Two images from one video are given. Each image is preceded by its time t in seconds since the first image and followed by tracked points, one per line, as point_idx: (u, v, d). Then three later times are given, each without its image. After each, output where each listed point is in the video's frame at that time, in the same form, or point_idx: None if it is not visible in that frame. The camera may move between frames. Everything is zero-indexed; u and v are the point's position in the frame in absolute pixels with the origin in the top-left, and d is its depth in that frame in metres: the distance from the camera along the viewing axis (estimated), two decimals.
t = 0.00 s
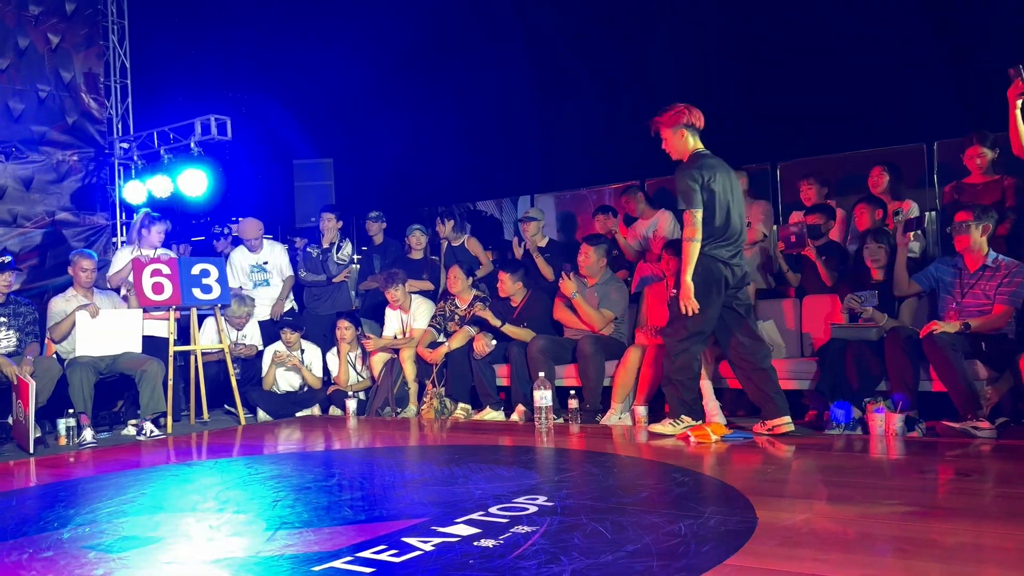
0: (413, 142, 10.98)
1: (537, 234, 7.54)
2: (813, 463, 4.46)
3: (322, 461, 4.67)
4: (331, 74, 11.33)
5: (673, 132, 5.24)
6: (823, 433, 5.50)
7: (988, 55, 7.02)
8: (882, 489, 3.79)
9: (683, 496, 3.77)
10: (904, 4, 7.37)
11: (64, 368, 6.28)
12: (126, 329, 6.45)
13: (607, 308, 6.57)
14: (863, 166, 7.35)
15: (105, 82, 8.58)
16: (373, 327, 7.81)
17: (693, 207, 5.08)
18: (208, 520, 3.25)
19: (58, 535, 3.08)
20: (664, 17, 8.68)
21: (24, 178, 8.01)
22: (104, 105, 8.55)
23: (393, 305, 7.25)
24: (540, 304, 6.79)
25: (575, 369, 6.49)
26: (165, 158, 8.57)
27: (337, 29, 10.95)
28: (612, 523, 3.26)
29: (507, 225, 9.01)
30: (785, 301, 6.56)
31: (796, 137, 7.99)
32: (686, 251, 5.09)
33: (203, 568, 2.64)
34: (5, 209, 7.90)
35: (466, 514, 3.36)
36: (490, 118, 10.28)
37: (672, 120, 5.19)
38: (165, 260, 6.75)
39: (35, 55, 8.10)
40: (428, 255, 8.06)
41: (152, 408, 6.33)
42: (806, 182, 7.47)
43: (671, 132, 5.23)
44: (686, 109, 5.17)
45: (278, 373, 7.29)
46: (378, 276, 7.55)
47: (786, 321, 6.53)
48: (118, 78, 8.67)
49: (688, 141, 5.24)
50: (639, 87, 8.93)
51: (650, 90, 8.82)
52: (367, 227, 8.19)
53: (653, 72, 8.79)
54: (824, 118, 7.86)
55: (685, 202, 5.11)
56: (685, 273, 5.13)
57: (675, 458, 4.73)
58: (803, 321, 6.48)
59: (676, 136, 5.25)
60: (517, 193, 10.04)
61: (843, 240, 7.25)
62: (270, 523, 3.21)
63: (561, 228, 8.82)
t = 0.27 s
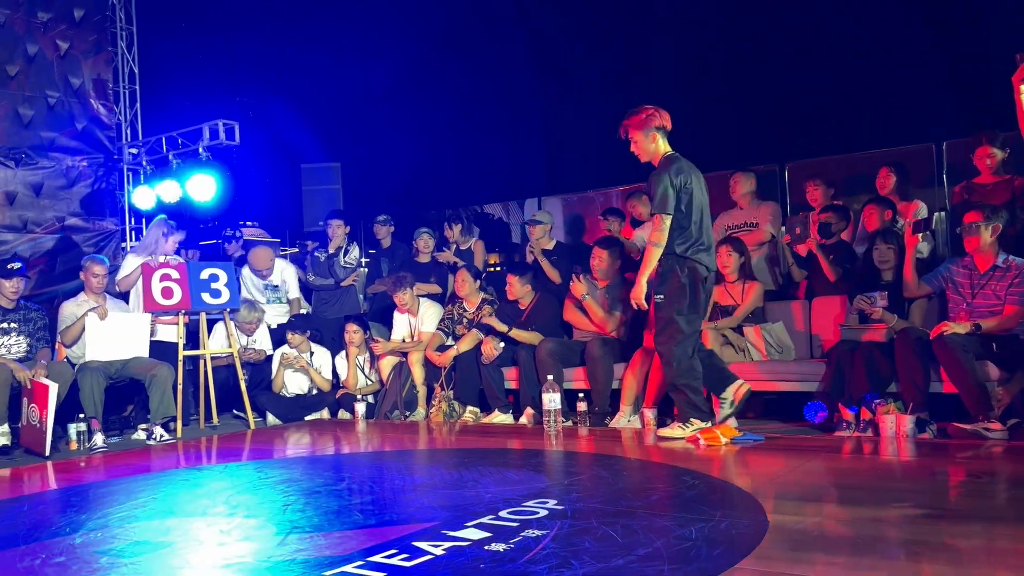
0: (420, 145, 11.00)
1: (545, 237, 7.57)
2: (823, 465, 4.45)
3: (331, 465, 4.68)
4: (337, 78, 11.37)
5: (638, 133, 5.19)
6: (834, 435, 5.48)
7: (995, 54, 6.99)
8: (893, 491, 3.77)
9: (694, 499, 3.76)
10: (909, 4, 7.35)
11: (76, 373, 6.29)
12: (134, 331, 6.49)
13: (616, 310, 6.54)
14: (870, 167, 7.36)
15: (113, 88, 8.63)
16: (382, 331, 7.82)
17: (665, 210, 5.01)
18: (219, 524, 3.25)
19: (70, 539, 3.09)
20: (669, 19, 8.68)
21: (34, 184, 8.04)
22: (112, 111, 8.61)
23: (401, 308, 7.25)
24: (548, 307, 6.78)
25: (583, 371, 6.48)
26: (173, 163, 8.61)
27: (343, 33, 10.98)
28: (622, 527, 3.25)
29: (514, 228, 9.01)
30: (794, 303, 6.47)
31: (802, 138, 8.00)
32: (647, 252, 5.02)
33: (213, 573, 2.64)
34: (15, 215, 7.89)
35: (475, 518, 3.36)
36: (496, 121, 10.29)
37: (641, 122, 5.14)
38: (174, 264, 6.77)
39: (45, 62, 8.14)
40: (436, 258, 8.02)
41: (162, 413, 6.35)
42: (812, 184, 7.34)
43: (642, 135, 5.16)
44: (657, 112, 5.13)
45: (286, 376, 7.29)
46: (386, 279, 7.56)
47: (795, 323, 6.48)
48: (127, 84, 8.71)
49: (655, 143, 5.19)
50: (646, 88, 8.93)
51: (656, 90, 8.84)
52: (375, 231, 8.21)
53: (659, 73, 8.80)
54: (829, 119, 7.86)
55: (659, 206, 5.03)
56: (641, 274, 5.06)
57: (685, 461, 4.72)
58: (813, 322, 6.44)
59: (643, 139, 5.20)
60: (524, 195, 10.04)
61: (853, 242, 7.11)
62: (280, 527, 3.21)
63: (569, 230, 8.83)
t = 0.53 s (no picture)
0: (432, 147, 11.01)
1: (558, 239, 7.57)
2: (840, 467, 4.41)
3: (346, 468, 4.68)
4: (349, 82, 11.40)
5: (609, 155, 5.17)
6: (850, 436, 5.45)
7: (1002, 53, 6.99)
8: (909, 494, 3.74)
9: (710, 502, 3.73)
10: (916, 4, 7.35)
11: (92, 377, 6.30)
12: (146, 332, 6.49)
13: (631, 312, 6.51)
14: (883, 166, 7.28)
15: (127, 94, 8.68)
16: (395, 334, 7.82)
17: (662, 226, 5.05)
18: (235, 528, 3.26)
19: (87, 544, 3.10)
20: (680, 20, 8.67)
21: (50, 190, 8.06)
22: (127, 116, 8.64)
23: (414, 311, 7.26)
24: (561, 310, 6.77)
25: (597, 374, 6.46)
26: (188, 167, 8.82)
27: (355, 37, 11.00)
28: (638, 531, 3.23)
29: (526, 230, 9.00)
30: (809, 304, 6.45)
31: (813, 137, 8.00)
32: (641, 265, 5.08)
33: None
34: (31, 220, 7.92)
35: (491, 522, 3.35)
36: (506, 123, 10.31)
37: (618, 140, 5.12)
38: (189, 268, 6.79)
39: (60, 68, 8.15)
40: (447, 261, 8.04)
41: (177, 416, 6.37)
42: (824, 185, 7.10)
43: (617, 156, 5.15)
44: (631, 133, 5.13)
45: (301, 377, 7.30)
46: (399, 282, 7.56)
47: (810, 324, 6.46)
48: (141, 89, 8.75)
49: (628, 164, 5.20)
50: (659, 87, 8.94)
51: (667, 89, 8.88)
52: (387, 234, 8.22)
53: (670, 75, 8.78)
54: (839, 118, 7.85)
55: (656, 220, 5.08)
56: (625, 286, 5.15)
57: (699, 463, 4.69)
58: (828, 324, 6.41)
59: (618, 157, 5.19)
60: (535, 197, 10.04)
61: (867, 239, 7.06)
62: (296, 530, 3.21)
63: (581, 232, 8.77)
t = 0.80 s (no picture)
0: (443, 149, 11.03)
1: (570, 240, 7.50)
2: (854, 467, 4.39)
3: (359, 469, 4.69)
4: (360, 85, 11.44)
5: (576, 209, 5.06)
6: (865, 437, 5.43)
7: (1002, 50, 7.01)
8: (925, 494, 3.71)
9: (724, 503, 3.72)
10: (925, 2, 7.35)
11: (108, 380, 6.33)
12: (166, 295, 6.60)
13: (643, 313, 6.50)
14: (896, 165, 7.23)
15: (141, 98, 8.73)
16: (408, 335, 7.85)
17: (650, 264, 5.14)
18: (250, 530, 3.27)
19: (104, 546, 3.12)
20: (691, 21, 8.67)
21: (65, 194, 8.11)
22: (141, 120, 8.70)
23: (426, 312, 7.25)
24: (573, 311, 6.76)
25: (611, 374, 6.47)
26: (201, 171, 8.81)
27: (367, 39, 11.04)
28: (653, 532, 3.22)
29: (538, 231, 8.99)
30: (823, 304, 6.42)
31: (821, 138, 8.03)
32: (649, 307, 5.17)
33: None
34: (47, 224, 7.98)
35: (505, 523, 3.34)
36: (517, 124, 10.33)
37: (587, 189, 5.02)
38: (202, 270, 6.87)
39: (75, 73, 8.20)
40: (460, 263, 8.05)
41: (192, 419, 6.35)
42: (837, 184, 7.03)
43: (583, 208, 5.06)
44: (590, 181, 5.01)
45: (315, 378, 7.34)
46: (412, 284, 7.58)
47: (824, 324, 6.41)
48: (155, 93, 8.80)
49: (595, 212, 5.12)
50: (670, 87, 8.96)
51: (678, 88, 8.92)
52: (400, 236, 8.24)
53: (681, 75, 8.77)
54: (846, 119, 7.87)
55: (645, 260, 5.14)
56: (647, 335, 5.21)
57: (713, 464, 4.68)
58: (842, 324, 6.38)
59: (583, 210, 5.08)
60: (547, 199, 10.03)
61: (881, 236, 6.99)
62: (311, 532, 3.22)
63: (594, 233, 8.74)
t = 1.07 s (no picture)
0: (457, 149, 11.04)
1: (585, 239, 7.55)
2: (871, 465, 4.37)
3: (377, 469, 4.70)
4: (374, 85, 11.46)
5: (578, 268, 5.23)
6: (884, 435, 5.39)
7: (1004, 47, 7.07)
8: (945, 493, 3.68)
9: (742, 501, 3.70)
10: None
11: (127, 381, 6.39)
12: (186, 287, 6.61)
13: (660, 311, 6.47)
14: (914, 162, 7.15)
15: (158, 100, 8.77)
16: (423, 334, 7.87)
17: (651, 316, 5.57)
18: (269, 529, 3.28)
19: (124, 545, 3.14)
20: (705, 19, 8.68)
21: (84, 197, 8.21)
22: (158, 123, 8.76)
23: (442, 312, 7.24)
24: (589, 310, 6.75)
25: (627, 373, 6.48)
26: (217, 172, 8.70)
27: (381, 40, 11.07)
28: (670, 531, 3.21)
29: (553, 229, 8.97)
30: (841, 301, 6.34)
31: (834, 135, 7.99)
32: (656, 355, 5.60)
33: None
34: (66, 226, 8.06)
35: (522, 522, 3.34)
36: (529, 123, 10.34)
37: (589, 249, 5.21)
38: (220, 272, 6.85)
39: (92, 77, 8.30)
40: (475, 262, 8.05)
41: (210, 418, 6.43)
42: (852, 178, 7.07)
43: (586, 268, 5.24)
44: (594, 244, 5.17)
45: (331, 378, 7.34)
46: (427, 284, 7.59)
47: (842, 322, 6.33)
48: (171, 96, 8.83)
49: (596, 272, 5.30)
50: (684, 85, 8.95)
51: (692, 86, 8.90)
52: (416, 236, 8.26)
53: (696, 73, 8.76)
54: (855, 116, 7.85)
55: (650, 313, 5.56)
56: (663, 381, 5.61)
57: (730, 462, 4.65)
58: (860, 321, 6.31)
59: (585, 271, 5.26)
60: (561, 197, 10.02)
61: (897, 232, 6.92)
62: (329, 532, 3.23)
63: (609, 232, 8.70)
